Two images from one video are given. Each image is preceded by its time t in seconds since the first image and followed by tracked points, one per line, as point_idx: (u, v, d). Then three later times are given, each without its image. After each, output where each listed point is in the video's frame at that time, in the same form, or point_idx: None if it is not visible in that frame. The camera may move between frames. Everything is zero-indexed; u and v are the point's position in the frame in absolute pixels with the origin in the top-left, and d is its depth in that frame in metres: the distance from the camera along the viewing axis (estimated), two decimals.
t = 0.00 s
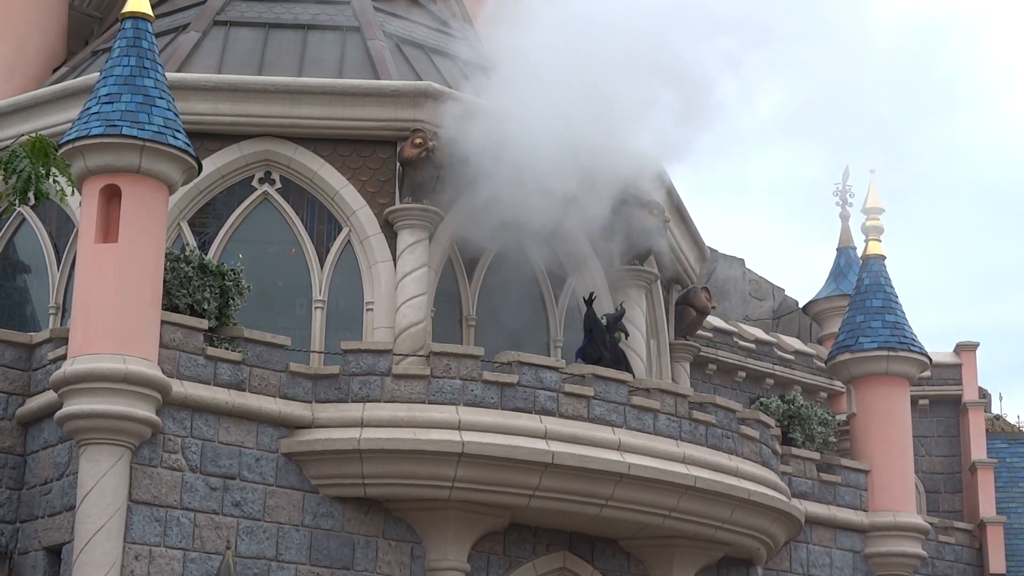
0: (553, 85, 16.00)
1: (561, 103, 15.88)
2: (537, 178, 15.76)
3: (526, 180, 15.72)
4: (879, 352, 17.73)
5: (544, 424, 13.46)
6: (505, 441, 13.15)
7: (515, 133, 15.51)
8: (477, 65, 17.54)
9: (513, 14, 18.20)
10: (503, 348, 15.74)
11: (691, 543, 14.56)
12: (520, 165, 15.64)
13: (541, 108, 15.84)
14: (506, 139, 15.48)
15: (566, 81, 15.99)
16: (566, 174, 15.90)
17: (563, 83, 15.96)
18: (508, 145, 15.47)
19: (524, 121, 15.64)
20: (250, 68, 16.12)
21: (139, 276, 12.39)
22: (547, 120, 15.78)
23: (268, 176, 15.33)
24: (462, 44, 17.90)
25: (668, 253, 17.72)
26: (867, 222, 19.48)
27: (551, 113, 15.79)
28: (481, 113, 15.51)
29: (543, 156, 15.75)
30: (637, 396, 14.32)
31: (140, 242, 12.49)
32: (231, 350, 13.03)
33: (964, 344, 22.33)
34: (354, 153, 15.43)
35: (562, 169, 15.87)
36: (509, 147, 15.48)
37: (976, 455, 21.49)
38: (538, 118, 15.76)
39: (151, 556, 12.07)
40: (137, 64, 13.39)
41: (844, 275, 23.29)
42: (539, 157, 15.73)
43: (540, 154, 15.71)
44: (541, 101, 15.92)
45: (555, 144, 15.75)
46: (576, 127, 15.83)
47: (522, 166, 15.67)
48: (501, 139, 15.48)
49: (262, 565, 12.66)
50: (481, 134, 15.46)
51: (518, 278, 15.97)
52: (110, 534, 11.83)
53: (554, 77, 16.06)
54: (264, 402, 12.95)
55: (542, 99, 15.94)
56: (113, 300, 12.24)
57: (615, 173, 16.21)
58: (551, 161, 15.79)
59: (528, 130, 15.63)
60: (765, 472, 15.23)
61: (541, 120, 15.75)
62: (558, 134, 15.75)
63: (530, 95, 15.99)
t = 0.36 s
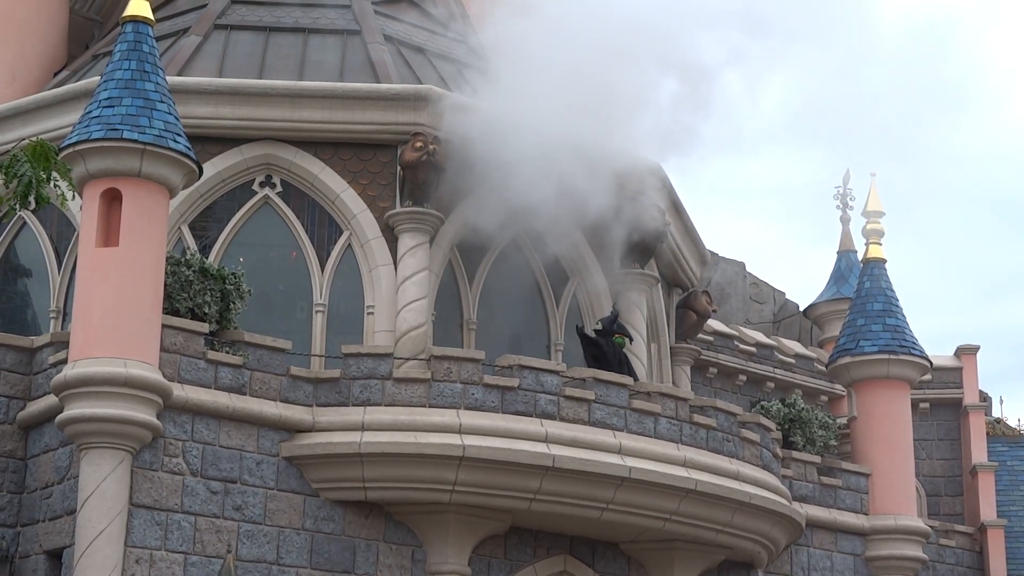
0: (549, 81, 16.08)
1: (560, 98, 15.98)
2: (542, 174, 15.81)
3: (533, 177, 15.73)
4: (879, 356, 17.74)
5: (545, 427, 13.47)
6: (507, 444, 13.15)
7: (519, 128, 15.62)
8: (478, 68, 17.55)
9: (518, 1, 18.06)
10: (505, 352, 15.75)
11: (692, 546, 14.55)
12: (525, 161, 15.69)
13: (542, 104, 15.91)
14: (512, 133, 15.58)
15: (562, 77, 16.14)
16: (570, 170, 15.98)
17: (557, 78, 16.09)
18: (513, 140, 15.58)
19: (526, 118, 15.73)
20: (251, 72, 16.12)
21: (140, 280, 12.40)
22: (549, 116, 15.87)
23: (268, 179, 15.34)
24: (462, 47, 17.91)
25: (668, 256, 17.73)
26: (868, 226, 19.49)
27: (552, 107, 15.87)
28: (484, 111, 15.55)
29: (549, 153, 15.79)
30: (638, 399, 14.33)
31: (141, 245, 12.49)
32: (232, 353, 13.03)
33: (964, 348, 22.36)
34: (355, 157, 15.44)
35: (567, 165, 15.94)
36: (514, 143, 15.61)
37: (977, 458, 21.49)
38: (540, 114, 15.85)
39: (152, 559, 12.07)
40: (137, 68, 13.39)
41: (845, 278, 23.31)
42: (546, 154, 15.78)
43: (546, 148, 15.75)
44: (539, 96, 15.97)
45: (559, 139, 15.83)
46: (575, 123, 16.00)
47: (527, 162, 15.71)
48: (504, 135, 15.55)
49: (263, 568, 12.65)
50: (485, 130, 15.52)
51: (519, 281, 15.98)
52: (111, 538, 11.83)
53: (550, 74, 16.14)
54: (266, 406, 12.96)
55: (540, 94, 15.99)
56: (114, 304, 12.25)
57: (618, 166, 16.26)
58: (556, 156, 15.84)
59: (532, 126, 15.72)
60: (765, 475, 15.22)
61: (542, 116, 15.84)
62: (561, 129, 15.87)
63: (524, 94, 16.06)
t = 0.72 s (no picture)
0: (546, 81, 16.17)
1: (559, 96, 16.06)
2: (546, 175, 15.82)
3: (534, 177, 15.73)
4: (879, 358, 17.73)
5: (544, 430, 13.45)
6: (506, 447, 13.14)
7: (522, 128, 15.64)
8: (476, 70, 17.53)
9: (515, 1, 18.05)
10: (504, 355, 15.75)
11: (692, 549, 14.54)
12: (527, 161, 15.70)
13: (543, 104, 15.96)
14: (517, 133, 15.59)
15: (560, 76, 16.22)
16: (570, 170, 15.99)
17: (555, 78, 16.18)
18: (517, 140, 15.58)
19: (524, 119, 15.74)
20: (250, 74, 16.11)
21: (139, 282, 12.39)
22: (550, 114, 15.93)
23: (267, 182, 15.33)
24: (461, 49, 17.89)
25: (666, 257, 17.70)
26: (867, 229, 19.47)
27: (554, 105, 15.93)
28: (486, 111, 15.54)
29: (552, 152, 15.83)
30: (637, 402, 14.31)
31: (140, 248, 12.48)
32: (230, 356, 13.01)
33: (964, 350, 22.35)
34: (353, 160, 15.42)
35: (567, 165, 15.95)
36: (518, 143, 15.62)
37: (976, 461, 21.48)
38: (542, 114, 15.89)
39: (151, 562, 12.06)
40: (136, 70, 13.38)
41: (844, 281, 23.31)
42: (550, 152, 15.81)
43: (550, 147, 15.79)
44: (537, 95, 16.02)
45: (562, 138, 15.87)
46: (575, 121, 16.08)
47: (531, 163, 15.72)
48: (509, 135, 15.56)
49: (262, 571, 12.64)
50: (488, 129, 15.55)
51: (518, 283, 15.97)
52: (110, 541, 11.82)
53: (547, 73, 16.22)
54: (265, 408, 12.94)
55: (539, 93, 16.04)
56: (113, 306, 12.24)
57: (618, 165, 16.31)
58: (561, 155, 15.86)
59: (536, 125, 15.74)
60: (765, 478, 15.21)
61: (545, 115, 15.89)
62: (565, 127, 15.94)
63: (522, 96, 16.10)
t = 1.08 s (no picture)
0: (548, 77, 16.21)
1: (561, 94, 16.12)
2: (549, 174, 15.89)
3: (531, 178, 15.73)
4: (879, 359, 17.72)
5: (544, 431, 13.43)
6: (506, 448, 13.13)
7: (527, 128, 15.69)
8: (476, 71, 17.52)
9: None
10: (504, 356, 15.73)
11: (692, 550, 14.53)
12: (532, 161, 15.73)
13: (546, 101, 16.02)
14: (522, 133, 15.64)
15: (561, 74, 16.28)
16: (569, 171, 15.96)
17: (555, 75, 16.23)
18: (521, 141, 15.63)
19: (523, 119, 15.72)
20: (249, 76, 16.11)
21: (139, 284, 12.38)
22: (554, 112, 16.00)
23: (266, 183, 15.33)
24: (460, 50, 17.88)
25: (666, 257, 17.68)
26: (867, 229, 19.47)
27: (556, 103, 15.99)
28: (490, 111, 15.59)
29: (553, 153, 15.86)
30: (637, 403, 14.30)
31: (139, 249, 12.48)
32: (230, 357, 13.00)
33: (965, 351, 22.34)
34: (353, 161, 15.41)
35: (566, 166, 15.93)
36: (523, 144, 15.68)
37: (976, 462, 21.47)
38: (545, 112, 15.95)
39: (150, 564, 12.05)
40: (135, 71, 13.38)
41: (844, 281, 23.31)
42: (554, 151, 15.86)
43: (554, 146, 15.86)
44: (539, 92, 16.05)
45: (562, 138, 15.90)
46: (576, 119, 16.15)
47: (537, 161, 15.76)
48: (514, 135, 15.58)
49: (261, 572, 12.62)
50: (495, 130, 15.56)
51: (518, 284, 15.96)
52: (109, 543, 11.82)
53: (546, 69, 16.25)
54: (264, 410, 12.93)
55: (541, 90, 16.07)
56: (112, 307, 12.23)
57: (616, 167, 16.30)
58: (566, 154, 15.92)
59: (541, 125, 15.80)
60: (765, 478, 15.20)
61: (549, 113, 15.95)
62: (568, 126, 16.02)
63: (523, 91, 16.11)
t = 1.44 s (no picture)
0: (535, 86, 16.35)
1: (546, 105, 16.28)
2: (546, 172, 15.89)
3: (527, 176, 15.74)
4: (876, 358, 17.72)
5: (541, 430, 13.44)
6: (503, 447, 13.13)
7: (528, 131, 15.71)
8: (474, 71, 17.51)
9: None
10: (502, 356, 15.72)
11: (691, 549, 14.54)
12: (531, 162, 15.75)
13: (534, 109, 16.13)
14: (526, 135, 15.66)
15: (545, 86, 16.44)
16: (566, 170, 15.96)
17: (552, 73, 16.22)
18: (524, 142, 15.63)
19: (519, 118, 15.72)
20: (246, 75, 16.11)
21: (136, 284, 12.38)
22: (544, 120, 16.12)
23: (264, 182, 15.32)
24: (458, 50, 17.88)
25: (664, 256, 17.68)
26: (865, 229, 19.46)
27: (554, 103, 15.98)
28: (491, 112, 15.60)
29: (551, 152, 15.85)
30: (635, 403, 14.31)
31: (137, 248, 12.47)
32: (227, 356, 12.99)
33: (963, 350, 22.33)
34: (350, 160, 15.39)
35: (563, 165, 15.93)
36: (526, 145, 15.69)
37: (973, 461, 21.47)
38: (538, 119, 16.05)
39: (148, 563, 12.04)
40: (133, 71, 13.38)
41: (842, 280, 23.31)
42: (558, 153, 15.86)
43: (558, 146, 15.86)
44: (528, 100, 16.15)
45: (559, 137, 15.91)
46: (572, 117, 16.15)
47: (538, 161, 15.77)
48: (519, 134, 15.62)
49: (259, 572, 12.61)
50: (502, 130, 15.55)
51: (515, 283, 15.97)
52: (107, 542, 11.82)
53: (532, 80, 16.40)
54: (262, 409, 12.93)
55: (529, 99, 16.19)
56: (110, 307, 12.23)
57: (614, 166, 16.30)
58: (570, 154, 15.94)
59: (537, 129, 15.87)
60: (763, 478, 15.21)
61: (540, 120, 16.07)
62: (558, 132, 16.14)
63: (512, 97, 16.17)
